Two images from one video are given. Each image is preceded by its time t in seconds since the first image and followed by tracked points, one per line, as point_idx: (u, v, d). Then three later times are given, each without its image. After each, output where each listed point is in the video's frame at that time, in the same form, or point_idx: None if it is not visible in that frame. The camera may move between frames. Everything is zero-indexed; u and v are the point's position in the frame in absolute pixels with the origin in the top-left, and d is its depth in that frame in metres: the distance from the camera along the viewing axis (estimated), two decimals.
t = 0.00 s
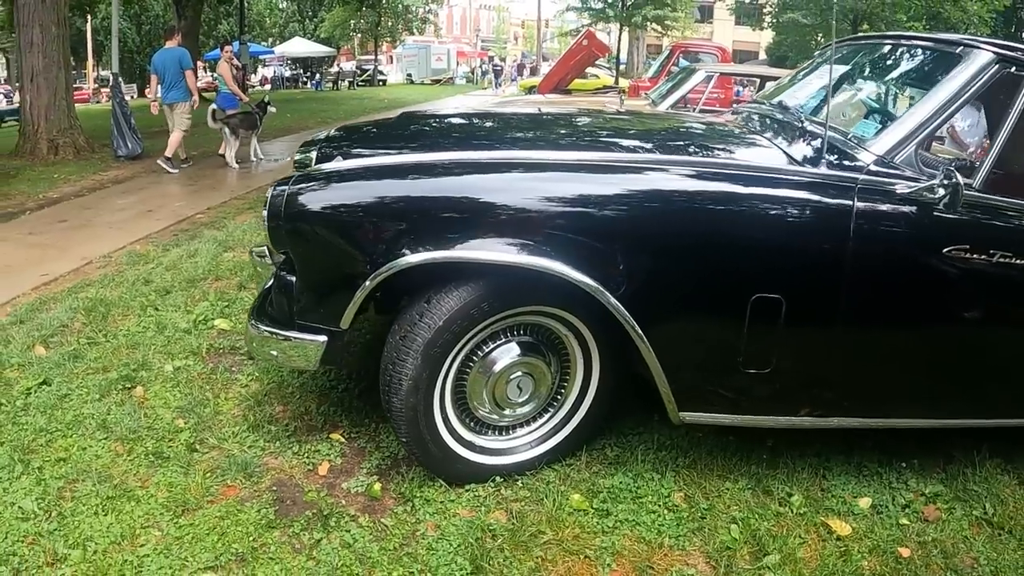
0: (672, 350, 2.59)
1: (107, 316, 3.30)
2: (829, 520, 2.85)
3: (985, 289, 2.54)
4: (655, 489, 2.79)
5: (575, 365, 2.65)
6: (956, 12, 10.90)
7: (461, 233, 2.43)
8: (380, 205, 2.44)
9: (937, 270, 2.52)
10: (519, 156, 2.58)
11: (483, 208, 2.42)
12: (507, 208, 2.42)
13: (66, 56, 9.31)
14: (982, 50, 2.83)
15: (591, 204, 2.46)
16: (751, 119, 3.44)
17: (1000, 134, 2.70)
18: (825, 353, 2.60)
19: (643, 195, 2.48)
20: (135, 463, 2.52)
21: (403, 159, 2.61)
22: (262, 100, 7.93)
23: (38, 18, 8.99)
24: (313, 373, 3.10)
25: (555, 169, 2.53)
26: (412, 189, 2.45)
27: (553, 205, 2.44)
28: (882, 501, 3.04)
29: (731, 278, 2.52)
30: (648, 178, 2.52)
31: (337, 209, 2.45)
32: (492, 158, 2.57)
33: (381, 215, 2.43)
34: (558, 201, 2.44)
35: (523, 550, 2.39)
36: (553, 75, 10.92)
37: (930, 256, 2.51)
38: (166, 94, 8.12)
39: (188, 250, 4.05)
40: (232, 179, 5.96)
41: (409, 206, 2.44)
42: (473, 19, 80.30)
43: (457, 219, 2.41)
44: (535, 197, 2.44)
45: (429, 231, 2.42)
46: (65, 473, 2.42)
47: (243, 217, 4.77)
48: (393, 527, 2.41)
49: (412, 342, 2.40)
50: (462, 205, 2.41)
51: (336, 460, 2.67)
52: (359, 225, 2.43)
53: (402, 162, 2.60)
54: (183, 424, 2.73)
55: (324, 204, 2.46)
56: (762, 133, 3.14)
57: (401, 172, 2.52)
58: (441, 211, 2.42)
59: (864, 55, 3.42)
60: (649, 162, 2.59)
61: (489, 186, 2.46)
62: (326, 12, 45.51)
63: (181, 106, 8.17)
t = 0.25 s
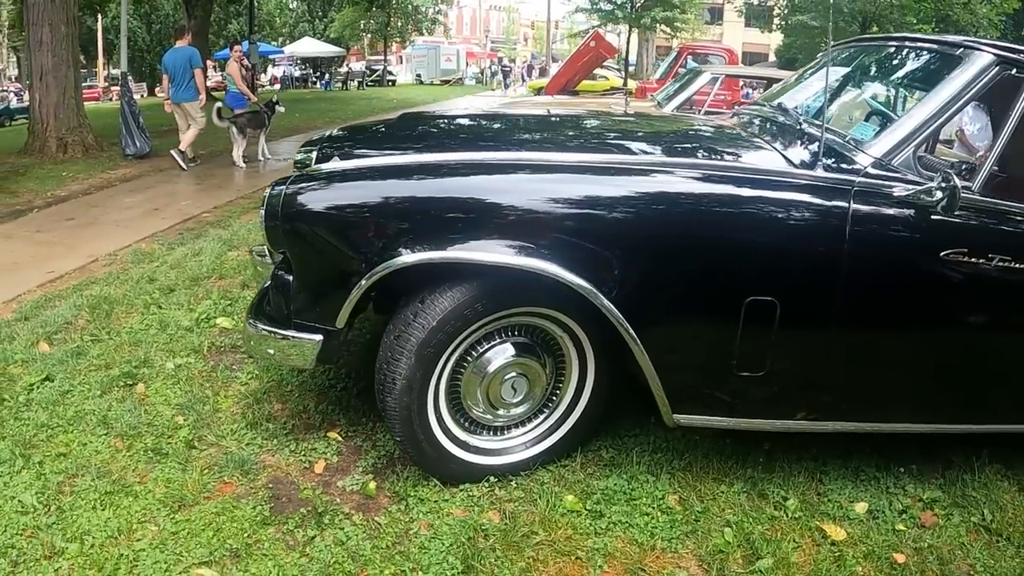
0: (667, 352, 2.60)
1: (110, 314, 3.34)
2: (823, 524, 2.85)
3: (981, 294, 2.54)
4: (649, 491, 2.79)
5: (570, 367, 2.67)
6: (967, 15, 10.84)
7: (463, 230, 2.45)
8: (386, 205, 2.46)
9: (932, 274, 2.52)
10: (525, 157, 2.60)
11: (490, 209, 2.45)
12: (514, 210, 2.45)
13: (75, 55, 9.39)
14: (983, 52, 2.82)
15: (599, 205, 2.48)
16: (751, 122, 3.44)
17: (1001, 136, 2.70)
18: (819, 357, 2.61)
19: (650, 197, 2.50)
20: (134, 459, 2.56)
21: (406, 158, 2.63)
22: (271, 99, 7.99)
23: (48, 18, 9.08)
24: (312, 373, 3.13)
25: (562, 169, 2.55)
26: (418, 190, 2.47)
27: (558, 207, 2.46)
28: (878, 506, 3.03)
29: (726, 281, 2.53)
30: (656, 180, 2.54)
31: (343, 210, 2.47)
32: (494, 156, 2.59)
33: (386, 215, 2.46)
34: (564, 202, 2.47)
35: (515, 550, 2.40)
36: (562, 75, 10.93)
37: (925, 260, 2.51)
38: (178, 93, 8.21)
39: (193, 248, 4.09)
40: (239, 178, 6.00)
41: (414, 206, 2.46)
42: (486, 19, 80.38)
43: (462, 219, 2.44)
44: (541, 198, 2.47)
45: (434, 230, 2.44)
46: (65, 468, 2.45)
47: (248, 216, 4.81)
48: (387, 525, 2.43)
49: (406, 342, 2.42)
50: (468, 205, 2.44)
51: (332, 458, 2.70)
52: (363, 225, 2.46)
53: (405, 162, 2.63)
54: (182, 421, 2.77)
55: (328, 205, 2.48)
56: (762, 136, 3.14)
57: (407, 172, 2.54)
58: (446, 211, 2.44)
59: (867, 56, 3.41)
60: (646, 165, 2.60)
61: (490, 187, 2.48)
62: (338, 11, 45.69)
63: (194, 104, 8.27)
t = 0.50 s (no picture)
0: (665, 354, 2.61)
1: (115, 311, 3.37)
2: (821, 529, 2.85)
3: (980, 299, 2.54)
4: (646, 493, 2.80)
5: (567, 368, 2.68)
6: (977, 19, 10.79)
7: (468, 230, 2.47)
8: (393, 205, 2.48)
9: (930, 279, 2.52)
10: (532, 159, 2.61)
11: (498, 210, 2.47)
12: (523, 211, 2.47)
13: (84, 55, 9.47)
14: (985, 54, 2.81)
15: (608, 207, 2.50)
16: (754, 125, 3.45)
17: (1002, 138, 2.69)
18: (816, 360, 2.61)
19: (657, 200, 2.52)
20: (135, 455, 2.59)
21: (411, 159, 2.65)
22: (280, 98, 8.04)
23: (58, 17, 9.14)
24: (313, 371, 3.16)
25: (569, 172, 2.57)
26: (424, 190, 2.49)
27: (566, 208, 2.48)
28: (877, 511, 3.03)
29: (723, 283, 2.53)
30: (664, 182, 2.55)
31: (350, 210, 2.49)
32: (499, 158, 2.62)
33: (392, 214, 2.47)
34: (571, 204, 2.49)
35: (510, 550, 2.42)
36: (570, 76, 10.94)
37: (923, 265, 2.51)
38: (190, 92, 8.29)
39: (198, 247, 4.13)
40: (246, 178, 6.04)
41: (421, 206, 2.48)
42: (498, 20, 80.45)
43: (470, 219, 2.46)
44: (547, 200, 2.49)
45: (440, 230, 2.46)
46: (66, 463, 2.49)
47: (255, 215, 4.84)
48: (383, 524, 2.45)
49: (402, 342, 2.44)
50: (476, 205, 2.46)
51: (331, 456, 2.72)
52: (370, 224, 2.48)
53: (410, 163, 2.65)
54: (184, 418, 2.80)
55: (334, 206, 2.50)
56: (763, 140, 3.14)
57: (413, 173, 2.56)
58: (454, 211, 2.46)
59: (871, 59, 3.40)
60: (645, 167, 2.61)
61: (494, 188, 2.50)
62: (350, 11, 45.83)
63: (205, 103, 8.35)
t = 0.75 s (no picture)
0: (662, 356, 2.62)
1: (120, 309, 3.41)
2: (818, 533, 2.85)
3: (979, 304, 2.53)
4: (642, 496, 2.81)
5: (564, 369, 2.69)
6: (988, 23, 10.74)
7: (473, 230, 2.48)
8: (399, 205, 2.50)
9: (928, 283, 2.51)
10: (540, 160, 2.63)
11: (504, 211, 2.48)
12: (530, 212, 2.48)
13: (95, 54, 9.56)
14: (987, 56, 2.81)
15: (616, 209, 2.51)
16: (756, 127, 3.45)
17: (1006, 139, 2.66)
18: (813, 364, 2.62)
19: (664, 202, 2.52)
20: (135, 451, 2.62)
21: (418, 159, 2.67)
22: (290, 98, 8.09)
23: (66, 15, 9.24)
24: (314, 370, 3.18)
25: (576, 173, 2.59)
26: (430, 189, 2.51)
27: (573, 210, 2.50)
28: (875, 516, 3.03)
29: (721, 285, 2.54)
30: (671, 184, 2.56)
31: (358, 210, 2.51)
32: (503, 159, 2.64)
33: (399, 214, 2.49)
34: (578, 206, 2.50)
35: (504, 550, 2.43)
36: (578, 78, 10.95)
37: (920, 269, 2.51)
38: (201, 90, 8.36)
39: (204, 246, 4.17)
40: (254, 177, 6.09)
41: (427, 206, 2.50)
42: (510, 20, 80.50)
43: (477, 218, 2.48)
44: (554, 201, 2.50)
45: (446, 230, 2.48)
46: (68, 459, 2.52)
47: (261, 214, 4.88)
48: (379, 522, 2.47)
49: (399, 341, 2.46)
50: (483, 206, 2.48)
51: (329, 455, 2.75)
52: (378, 224, 2.49)
53: (416, 163, 2.67)
54: (185, 415, 2.83)
55: (340, 205, 2.51)
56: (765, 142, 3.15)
57: (419, 173, 2.58)
58: (461, 211, 2.48)
59: (875, 61, 3.40)
60: (646, 169, 2.62)
61: (497, 189, 2.52)
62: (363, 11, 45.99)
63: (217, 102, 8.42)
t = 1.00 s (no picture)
0: (662, 358, 2.62)
1: (125, 307, 3.45)
2: (816, 538, 2.84)
3: (979, 309, 2.53)
4: (640, 498, 2.81)
5: (563, 371, 2.70)
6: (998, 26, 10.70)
7: (478, 232, 2.50)
8: (405, 206, 2.52)
9: (928, 288, 2.51)
10: (547, 162, 2.65)
11: (512, 212, 2.50)
12: (538, 213, 2.50)
13: (103, 53, 9.63)
14: (990, 59, 2.80)
15: (625, 211, 2.52)
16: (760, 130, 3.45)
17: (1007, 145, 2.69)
18: (812, 368, 2.62)
19: (672, 205, 2.53)
20: (137, 448, 2.64)
21: (424, 161, 2.70)
22: (299, 98, 8.13)
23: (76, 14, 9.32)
24: (316, 369, 3.21)
25: (583, 175, 2.60)
26: (438, 190, 2.53)
27: (582, 212, 2.51)
28: (874, 521, 3.02)
29: (720, 288, 2.54)
30: (679, 188, 2.57)
31: (366, 210, 2.52)
32: (509, 162, 2.66)
33: (405, 214, 2.51)
34: (587, 208, 2.52)
35: (500, 551, 2.44)
36: (587, 79, 10.95)
37: (920, 274, 2.50)
38: (211, 89, 8.41)
39: (210, 245, 4.20)
40: (262, 177, 6.13)
41: (433, 207, 2.52)
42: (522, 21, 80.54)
43: (486, 219, 2.49)
44: (562, 203, 2.52)
45: (451, 230, 2.50)
46: (70, 455, 2.55)
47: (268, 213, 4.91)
48: (377, 521, 2.49)
49: (397, 341, 2.48)
50: (491, 207, 2.49)
51: (329, 454, 2.77)
52: (383, 225, 2.51)
53: (423, 165, 2.69)
54: (187, 412, 2.85)
55: (348, 206, 2.53)
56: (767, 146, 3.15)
57: (427, 175, 2.60)
58: (469, 211, 2.50)
59: (880, 63, 3.39)
60: (654, 172, 2.63)
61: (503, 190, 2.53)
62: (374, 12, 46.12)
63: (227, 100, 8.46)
